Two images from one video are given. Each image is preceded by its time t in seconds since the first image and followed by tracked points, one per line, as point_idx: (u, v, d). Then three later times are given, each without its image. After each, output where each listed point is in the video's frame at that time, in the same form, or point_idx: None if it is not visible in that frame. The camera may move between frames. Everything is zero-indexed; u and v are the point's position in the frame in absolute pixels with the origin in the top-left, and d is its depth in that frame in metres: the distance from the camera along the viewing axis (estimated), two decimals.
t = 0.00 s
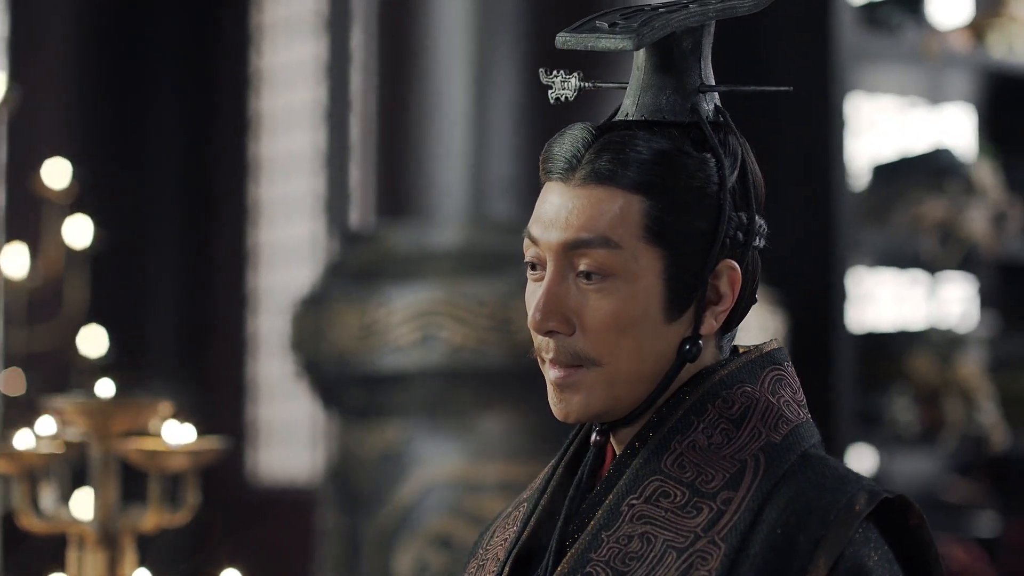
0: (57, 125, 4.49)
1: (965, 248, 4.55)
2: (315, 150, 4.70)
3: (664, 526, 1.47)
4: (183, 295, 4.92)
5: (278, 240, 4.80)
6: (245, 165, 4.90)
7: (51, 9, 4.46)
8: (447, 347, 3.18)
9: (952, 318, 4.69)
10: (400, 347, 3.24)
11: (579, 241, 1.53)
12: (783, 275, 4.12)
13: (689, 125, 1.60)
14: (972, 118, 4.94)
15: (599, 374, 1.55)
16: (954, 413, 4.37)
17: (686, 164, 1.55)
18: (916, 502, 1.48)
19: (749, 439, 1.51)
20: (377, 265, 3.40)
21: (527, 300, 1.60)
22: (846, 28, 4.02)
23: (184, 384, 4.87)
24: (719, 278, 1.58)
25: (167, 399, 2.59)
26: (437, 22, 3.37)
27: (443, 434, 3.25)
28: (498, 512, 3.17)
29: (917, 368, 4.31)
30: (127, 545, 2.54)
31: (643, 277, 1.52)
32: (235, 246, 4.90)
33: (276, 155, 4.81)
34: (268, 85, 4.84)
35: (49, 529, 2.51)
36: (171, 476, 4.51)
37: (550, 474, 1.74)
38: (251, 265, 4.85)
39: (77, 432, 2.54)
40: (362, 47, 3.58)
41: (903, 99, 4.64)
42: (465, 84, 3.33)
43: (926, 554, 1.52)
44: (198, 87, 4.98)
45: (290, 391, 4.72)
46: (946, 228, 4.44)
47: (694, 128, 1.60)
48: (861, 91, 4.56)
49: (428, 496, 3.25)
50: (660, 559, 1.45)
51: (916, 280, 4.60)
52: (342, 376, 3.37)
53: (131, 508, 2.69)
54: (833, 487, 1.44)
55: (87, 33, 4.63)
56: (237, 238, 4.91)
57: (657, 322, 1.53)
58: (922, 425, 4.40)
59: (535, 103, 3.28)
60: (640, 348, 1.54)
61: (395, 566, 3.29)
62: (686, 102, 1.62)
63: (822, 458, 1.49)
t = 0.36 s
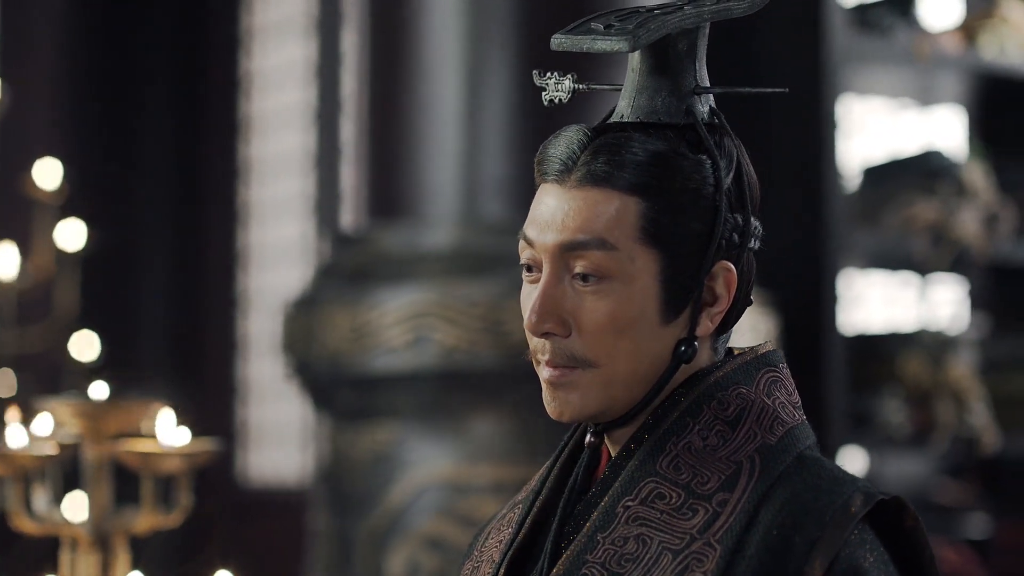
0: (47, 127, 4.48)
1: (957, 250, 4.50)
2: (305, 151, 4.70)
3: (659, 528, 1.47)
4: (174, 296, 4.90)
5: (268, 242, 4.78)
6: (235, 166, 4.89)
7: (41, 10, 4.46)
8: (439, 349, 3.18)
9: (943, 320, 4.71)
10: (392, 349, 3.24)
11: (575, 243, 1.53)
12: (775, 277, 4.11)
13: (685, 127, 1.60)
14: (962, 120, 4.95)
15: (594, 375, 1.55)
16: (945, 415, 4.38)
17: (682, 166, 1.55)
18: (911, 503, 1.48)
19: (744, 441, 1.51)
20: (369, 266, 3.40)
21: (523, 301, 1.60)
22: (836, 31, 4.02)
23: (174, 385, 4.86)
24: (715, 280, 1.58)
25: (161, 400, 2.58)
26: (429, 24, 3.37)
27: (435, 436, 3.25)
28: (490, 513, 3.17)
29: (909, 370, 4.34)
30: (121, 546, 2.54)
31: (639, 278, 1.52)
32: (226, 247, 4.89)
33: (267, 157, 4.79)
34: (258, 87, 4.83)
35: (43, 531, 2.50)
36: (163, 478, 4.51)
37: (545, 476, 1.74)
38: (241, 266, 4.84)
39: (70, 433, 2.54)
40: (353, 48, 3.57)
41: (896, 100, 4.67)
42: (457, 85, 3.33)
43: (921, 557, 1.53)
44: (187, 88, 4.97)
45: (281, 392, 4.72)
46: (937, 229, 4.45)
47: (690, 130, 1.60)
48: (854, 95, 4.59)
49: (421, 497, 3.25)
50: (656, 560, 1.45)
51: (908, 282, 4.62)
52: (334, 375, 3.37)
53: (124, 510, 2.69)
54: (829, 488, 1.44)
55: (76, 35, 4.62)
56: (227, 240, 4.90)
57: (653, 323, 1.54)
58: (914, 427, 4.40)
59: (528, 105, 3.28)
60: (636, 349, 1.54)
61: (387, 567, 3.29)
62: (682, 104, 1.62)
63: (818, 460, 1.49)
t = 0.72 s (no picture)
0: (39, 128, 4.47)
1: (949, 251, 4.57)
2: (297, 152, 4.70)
3: (656, 529, 1.47)
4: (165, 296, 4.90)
5: (259, 242, 4.79)
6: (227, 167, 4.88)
7: (33, 11, 4.46)
8: (432, 350, 3.18)
9: (935, 321, 4.71)
10: (386, 349, 3.24)
11: (572, 244, 1.53)
12: (768, 278, 4.11)
13: (681, 128, 1.61)
14: (955, 120, 4.96)
15: (591, 376, 1.55)
16: (937, 417, 4.39)
17: (678, 167, 1.56)
18: (908, 505, 1.48)
19: (741, 443, 1.51)
20: (362, 267, 3.40)
21: (519, 303, 1.60)
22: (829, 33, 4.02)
23: (166, 386, 4.85)
24: (712, 281, 1.59)
25: (156, 402, 2.57)
26: (423, 25, 3.37)
27: (428, 437, 3.25)
28: (482, 514, 3.17)
29: (901, 371, 4.34)
30: (116, 547, 2.54)
31: (636, 280, 1.52)
32: (218, 247, 4.89)
33: (259, 157, 4.80)
34: (250, 88, 4.83)
35: (36, 533, 2.49)
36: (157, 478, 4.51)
37: (541, 477, 1.74)
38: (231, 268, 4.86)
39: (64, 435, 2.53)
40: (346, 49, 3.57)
41: (886, 102, 4.65)
42: (451, 87, 3.33)
43: (918, 557, 1.53)
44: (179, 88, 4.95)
45: (273, 394, 4.72)
46: (930, 231, 4.46)
47: (686, 131, 1.60)
48: (847, 95, 4.56)
49: (414, 498, 3.25)
50: (652, 562, 1.45)
51: (898, 283, 4.61)
52: (327, 376, 3.37)
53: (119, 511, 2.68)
54: (826, 490, 1.45)
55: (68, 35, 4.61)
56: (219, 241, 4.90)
57: (651, 324, 1.54)
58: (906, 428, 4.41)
59: (522, 105, 3.28)
60: (632, 350, 1.54)
61: (380, 567, 3.29)
62: (678, 105, 1.62)
63: (814, 461, 1.50)
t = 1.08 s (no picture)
0: (32, 128, 4.46)
1: (942, 253, 4.55)
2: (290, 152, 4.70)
3: (654, 529, 1.48)
4: (158, 296, 4.89)
5: (252, 242, 4.78)
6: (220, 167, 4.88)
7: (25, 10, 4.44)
8: (425, 351, 3.17)
9: (929, 321, 4.76)
10: (379, 349, 3.23)
11: (569, 245, 1.53)
12: (762, 279, 4.11)
13: (678, 128, 1.61)
14: (949, 121, 5.01)
15: (589, 377, 1.55)
16: (931, 417, 4.39)
17: (675, 167, 1.56)
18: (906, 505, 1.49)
19: (739, 442, 1.51)
20: (355, 268, 3.39)
21: (517, 303, 1.60)
22: (823, 33, 4.02)
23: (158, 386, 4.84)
24: (710, 280, 1.59)
25: (151, 402, 2.57)
26: (417, 25, 3.38)
27: (421, 438, 3.24)
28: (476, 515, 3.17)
29: (894, 371, 4.34)
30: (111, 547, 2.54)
31: (634, 280, 1.52)
32: (211, 247, 4.88)
33: (251, 157, 4.80)
34: (243, 89, 4.83)
35: (31, 532, 2.49)
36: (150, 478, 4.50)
37: (540, 476, 1.74)
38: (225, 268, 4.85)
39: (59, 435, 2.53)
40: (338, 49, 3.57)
41: (878, 102, 4.75)
42: (445, 86, 3.32)
43: (916, 558, 1.53)
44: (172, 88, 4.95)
45: (266, 395, 4.71)
46: (923, 231, 4.46)
47: (682, 131, 1.60)
48: (839, 96, 4.67)
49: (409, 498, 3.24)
50: (651, 561, 1.46)
51: (890, 283, 4.68)
52: (322, 376, 3.37)
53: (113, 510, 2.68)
54: (824, 490, 1.45)
55: (60, 35, 4.59)
56: (212, 241, 4.89)
57: (649, 324, 1.54)
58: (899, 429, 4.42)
59: (517, 105, 3.28)
60: (631, 349, 1.54)
61: (375, 567, 3.29)
62: (674, 105, 1.62)
63: (813, 461, 1.50)
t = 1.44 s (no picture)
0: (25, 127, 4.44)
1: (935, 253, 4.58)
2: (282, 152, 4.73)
3: (658, 530, 1.47)
4: (150, 295, 4.88)
5: (243, 242, 4.80)
6: (212, 166, 4.88)
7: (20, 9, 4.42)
8: (419, 351, 3.17)
9: (919, 322, 4.78)
10: (373, 349, 3.23)
11: (585, 241, 1.53)
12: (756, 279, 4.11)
13: (692, 127, 1.61)
14: (941, 120, 5.01)
15: (600, 375, 1.55)
16: (924, 417, 4.40)
17: (689, 165, 1.56)
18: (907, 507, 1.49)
19: (743, 444, 1.51)
20: (350, 268, 3.39)
21: (528, 300, 1.60)
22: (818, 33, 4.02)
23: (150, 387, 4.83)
24: (722, 280, 1.59)
25: (145, 401, 2.56)
26: (416, 25, 3.37)
27: (416, 439, 3.25)
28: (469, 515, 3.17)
29: (888, 371, 4.35)
30: (106, 547, 2.52)
31: (649, 278, 1.53)
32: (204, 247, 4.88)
33: (243, 157, 4.81)
34: (235, 88, 4.84)
35: (27, 532, 2.45)
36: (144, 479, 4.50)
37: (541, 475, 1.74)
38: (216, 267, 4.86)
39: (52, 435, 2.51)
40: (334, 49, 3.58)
41: (871, 102, 4.76)
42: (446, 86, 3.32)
43: (918, 558, 1.53)
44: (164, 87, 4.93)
45: (255, 394, 4.76)
46: (917, 231, 4.46)
47: (696, 131, 1.61)
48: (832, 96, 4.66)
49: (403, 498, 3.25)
50: (654, 562, 1.45)
51: (883, 283, 4.70)
52: (316, 376, 3.36)
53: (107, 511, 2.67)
54: (827, 492, 1.45)
55: (53, 34, 4.57)
56: (205, 240, 4.88)
57: (663, 322, 1.54)
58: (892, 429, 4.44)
59: (511, 106, 3.26)
60: (645, 347, 1.54)
61: (369, 567, 3.29)
62: (687, 106, 1.62)
63: (815, 463, 1.50)
